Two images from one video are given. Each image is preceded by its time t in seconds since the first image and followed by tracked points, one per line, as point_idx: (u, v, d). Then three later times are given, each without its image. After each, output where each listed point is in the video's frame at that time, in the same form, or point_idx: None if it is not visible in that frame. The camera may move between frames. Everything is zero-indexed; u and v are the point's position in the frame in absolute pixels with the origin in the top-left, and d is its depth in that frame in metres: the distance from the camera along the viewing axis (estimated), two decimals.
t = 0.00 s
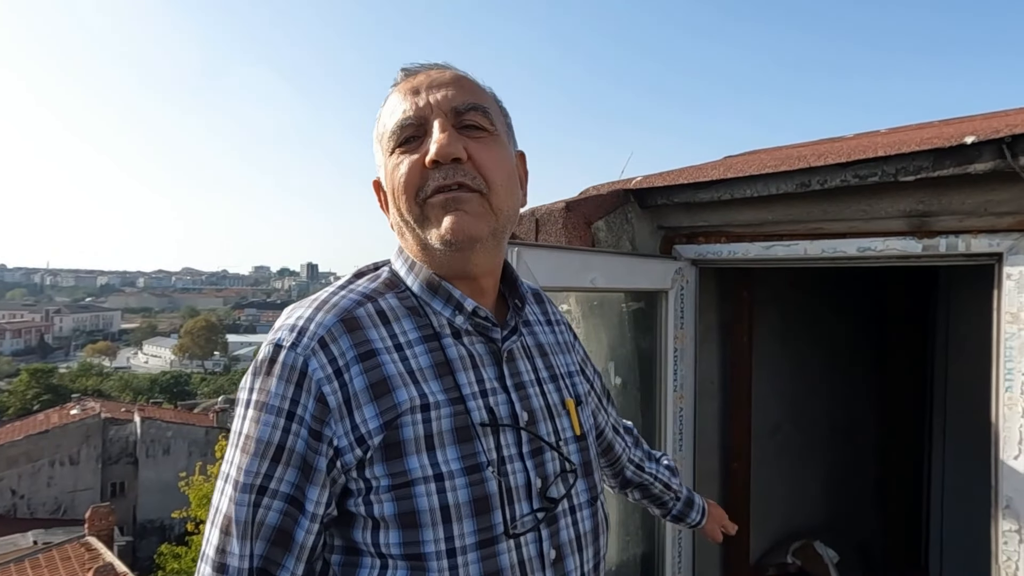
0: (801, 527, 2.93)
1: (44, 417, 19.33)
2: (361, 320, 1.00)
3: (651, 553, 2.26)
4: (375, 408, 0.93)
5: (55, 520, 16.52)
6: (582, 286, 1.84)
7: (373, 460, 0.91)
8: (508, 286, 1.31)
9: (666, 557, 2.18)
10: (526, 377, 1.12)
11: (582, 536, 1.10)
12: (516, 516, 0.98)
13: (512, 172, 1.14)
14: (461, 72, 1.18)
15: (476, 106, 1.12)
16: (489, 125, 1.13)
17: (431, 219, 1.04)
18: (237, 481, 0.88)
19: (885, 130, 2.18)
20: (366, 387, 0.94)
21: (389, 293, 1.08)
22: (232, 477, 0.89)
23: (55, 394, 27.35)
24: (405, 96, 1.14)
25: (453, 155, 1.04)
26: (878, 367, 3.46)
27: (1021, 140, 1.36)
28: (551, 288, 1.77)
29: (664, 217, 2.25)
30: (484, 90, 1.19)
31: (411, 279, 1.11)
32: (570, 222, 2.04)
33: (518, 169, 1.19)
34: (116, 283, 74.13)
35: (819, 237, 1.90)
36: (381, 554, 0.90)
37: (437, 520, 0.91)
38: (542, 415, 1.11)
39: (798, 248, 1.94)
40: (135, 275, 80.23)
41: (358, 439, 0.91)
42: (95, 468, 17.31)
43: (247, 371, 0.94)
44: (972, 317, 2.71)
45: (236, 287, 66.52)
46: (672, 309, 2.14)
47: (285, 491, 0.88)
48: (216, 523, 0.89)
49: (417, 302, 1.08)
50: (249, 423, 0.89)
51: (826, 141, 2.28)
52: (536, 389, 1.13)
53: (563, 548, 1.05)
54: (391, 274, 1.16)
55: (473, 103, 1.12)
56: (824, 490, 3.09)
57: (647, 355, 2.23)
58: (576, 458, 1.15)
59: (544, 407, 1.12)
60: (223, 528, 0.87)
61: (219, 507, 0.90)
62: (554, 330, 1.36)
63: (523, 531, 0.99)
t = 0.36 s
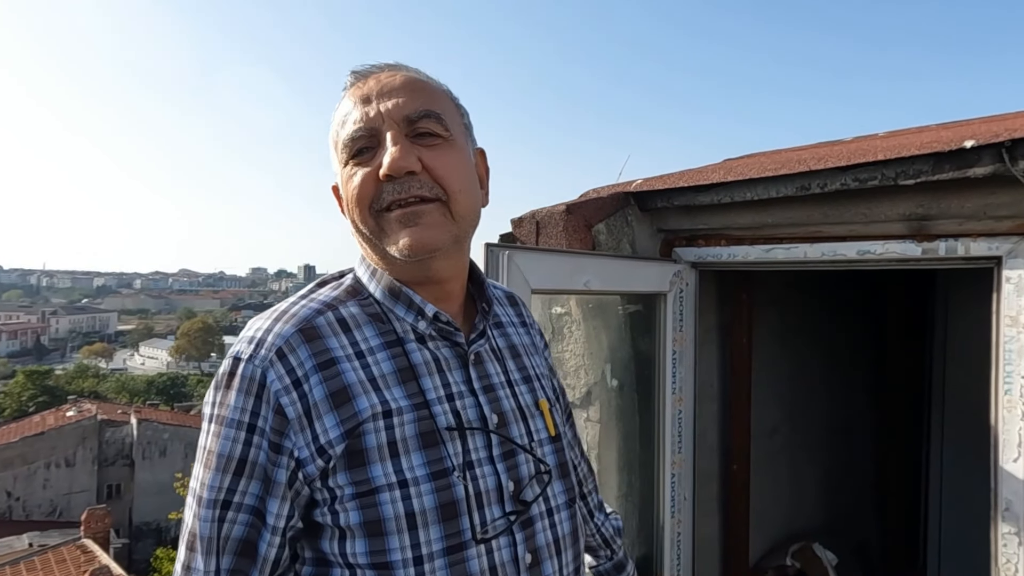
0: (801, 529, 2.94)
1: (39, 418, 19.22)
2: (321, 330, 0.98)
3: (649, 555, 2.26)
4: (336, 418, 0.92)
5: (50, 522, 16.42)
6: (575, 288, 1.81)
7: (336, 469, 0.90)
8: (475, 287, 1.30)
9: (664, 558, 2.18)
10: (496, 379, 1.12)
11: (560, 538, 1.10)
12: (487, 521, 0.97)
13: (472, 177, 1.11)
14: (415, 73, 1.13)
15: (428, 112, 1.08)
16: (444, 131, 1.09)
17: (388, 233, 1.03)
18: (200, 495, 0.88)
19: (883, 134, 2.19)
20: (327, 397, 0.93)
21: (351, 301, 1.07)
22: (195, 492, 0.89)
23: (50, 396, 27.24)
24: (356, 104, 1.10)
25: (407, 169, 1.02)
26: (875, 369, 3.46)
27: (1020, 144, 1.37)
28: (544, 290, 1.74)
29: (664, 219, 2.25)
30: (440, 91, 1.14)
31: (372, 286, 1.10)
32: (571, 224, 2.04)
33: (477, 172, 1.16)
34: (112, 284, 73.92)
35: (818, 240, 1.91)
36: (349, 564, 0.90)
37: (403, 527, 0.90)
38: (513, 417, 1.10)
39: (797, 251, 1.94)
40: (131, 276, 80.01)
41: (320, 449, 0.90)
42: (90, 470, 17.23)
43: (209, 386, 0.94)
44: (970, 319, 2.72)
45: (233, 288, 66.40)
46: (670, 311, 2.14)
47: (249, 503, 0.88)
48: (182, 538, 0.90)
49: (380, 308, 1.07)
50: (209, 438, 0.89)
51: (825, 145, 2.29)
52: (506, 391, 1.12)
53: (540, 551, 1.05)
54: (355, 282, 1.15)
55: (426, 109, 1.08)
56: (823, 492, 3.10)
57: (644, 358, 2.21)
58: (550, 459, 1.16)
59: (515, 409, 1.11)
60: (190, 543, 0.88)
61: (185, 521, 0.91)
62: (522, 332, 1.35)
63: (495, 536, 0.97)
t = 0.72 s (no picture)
0: (800, 530, 2.95)
1: (35, 420, 19.16)
2: (300, 330, 0.97)
3: (645, 555, 2.25)
4: (318, 418, 0.91)
5: (46, 524, 16.36)
6: (567, 288, 1.81)
7: (319, 469, 0.90)
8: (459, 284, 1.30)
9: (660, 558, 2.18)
10: (480, 376, 1.12)
11: (546, 535, 1.11)
12: (473, 518, 0.97)
13: (451, 176, 1.10)
14: (390, 69, 1.10)
15: (406, 111, 1.06)
16: (422, 129, 1.07)
17: (367, 235, 1.01)
18: (177, 501, 0.87)
19: (881, 135, 2.20)
20: (308, 398, 0.92)
21: (331, 302, 1.06)
22: (172, 498, 0.89)
23: (46, 396, 27.11)
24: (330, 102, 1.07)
25: (386, 171, 1.00)
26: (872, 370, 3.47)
27: (1017, 145, 1.38)
28: (531, 289, 1.73)
29: (662, 220, 2.25)
30: (416, 87, 1.12)
31: (352, 286, 1.09)
32: (570, 224, 2.05)
33: (457, 170, 1.14)
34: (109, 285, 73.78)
35: (816, 241, 1.91)
36: (333, 564, 0.89)
37: (388, 526, 0.90)
38: (498, 413, 1.10)
39: (795, 252, 1.95)
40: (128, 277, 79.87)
41: (301, 451, 0.89)
42: (87, 472, 17.17)
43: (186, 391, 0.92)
44: (966, 320, 2.73)
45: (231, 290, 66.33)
46: (667, 311, 2.14)
47: (229, 508, 0.88)
48: (160, 545, 0.89)
49: (360, 308, 1.06)
50: (188, 443, 0.88)
51: (824, 146, 2.30)
52: (491, 388, 1.12)
53: (527, 548, 1.05)
54: (333, 281, 1.13)
55: (403, 108, 1.05)
56: (821, 493, 3.11)
57: (640, 358, 2.21)
58: (536, 455, 1.16)
59: (500, 405, 1.11)
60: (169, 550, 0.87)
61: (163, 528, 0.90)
62: (506, 328, 1.35)
63: (481, 533, 0.98)
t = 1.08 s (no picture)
0: (800, 532, 2.96)
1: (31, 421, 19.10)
2: (302, 340, 0.96)
3: (647, 558, 2.25)
4: (321, 431, 0.90)
5: (42, 526, 16.31)
6: (566, 292, 1.81)
7: (322, 482, 0.89)
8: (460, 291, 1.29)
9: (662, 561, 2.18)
10: (483, 385, 1.12)
11: (550, 544, 1.12)
12: (477, 530, 0.97)
13: (457, 182, 1.10)
14: (395, 72, 1.10)
15: (412, 117, 1.05)
16: (428, 134, 1.07)
17: (371, 242, 1.01)
18: (176, 516, 0.86)
19: (880, 140, 2.21)
20: (311, 410, 0.91)
21: (333, 310, 1.05)
22: (171, 512, 0.87)
23: (42, 397, 27.03)
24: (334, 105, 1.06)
25: (393, 177, 1.00)
26: (870, 372, 3.48)
27: (1019, 150, 1.39)
28: (531, 293, 1.72)
29: (664, 224, 2.26)
30: (420, 91, 1.11)
31: (353, 294, 1.08)
32: (572, 228, 2.04)
33: (460, 177, 1.14)
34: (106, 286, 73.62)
35: (818, 245, 1.92)
36: None
37: (392, 539, 0.90)
38: (501, 423, 1.10)
39: (797, 255, 1.96)
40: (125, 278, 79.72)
41: (304, 464, 0.88)
42: (83, 473, 17.13)
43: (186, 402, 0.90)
44: (967, 324, 2.74)
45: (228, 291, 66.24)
46: (668, 314, 2.15)
47: (230, 523, 0.87)
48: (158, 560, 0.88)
49: (362, 317, 1.05)
50: (187, 456, 0.87)
51: (824, 150, 2.31)
52: (493, 396, 1.12)
53: (530, 558, 1.05)
54: (333, 288, 1.12)
55: (409, 114, 1.05)
56: (820, 496, 3.11)
57: (641, 360, 2.20)
58: (538, 463, 1.17)
59: (502, 415, 1.11)
60: (168, 567, 0.86)
61: (161, 543, 0.88)
62: (506, 334, 1.35)
63: (485, 545, 0.98)
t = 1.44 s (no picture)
0: (799, 534, 2.96)
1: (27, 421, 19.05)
2: (296, 347, 0.95)
3: (647, 560, 2.25)
4: (316, 441, 0.90)
5: (38, 527, 16.26)
6: (570, 293, 1.81)
7: (316, 494, 0.89)
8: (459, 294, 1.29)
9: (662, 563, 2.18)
10: (480, 391, 1.12)
11: (549, 552, 1.11)
12: (474, 540, 0.97)
13: (456, 184, 1.09)
14: (394, 72, 1.09)
15: (412, 116, 1.05)
16: (427, 135, 1.06)
17: (369, 244, 1.00)
18: (168, 529, 0.85)
19: (881, 142, 2.21)
20: (305, 420, 0.90)
21: (328, 315, 1.04)
22: (163, 524, 0.87)
23: (39, 398, 26.95)
24: (331, 104, 1.05)
25: (392, 179, 0.99)
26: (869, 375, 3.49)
27: (1020, 152, 1.39)
28: (534, 294, 1.72)
29: (664, 226, 2.26)
30: (420, 91, 1.11)
31: (349, 299, 1.07)
32: (572, 229, 2.04)
33: (458, 177, 1.14)
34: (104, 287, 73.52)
35: (818, 247, 1.92)
36: None
37: (388, 552, 0.89)
38: (499, 429, 1.10)
39: (797, 257, 1.96)
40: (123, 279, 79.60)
41: (299, 476, 0.88)
42: (80, 474, 17.11)
43: (177, 411, 0.90)
44: (966, 325, 2.75)
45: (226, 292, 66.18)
46: (669, 316, 2.15)
47: (224, 535, 0.87)
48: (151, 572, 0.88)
49: (358, 323, 1.05)
50: (179, 468, 0.86)
51: (825, 152, 2.31)
52: (491, 403, 1.12)
53: (530, 565, 1.05)
54: (329, 292, 1.11)
55: (409, 113, 1.05)
56: (820, 498, 3.11)
57: (642, 361, 2.20)
58: (537, 470, 1.16)
59: (501, 421, 1.11)
60: None
61: (154, 554, 0.88)
62: (505, 338, 1.34)
63: (483, 556, 0.97)
